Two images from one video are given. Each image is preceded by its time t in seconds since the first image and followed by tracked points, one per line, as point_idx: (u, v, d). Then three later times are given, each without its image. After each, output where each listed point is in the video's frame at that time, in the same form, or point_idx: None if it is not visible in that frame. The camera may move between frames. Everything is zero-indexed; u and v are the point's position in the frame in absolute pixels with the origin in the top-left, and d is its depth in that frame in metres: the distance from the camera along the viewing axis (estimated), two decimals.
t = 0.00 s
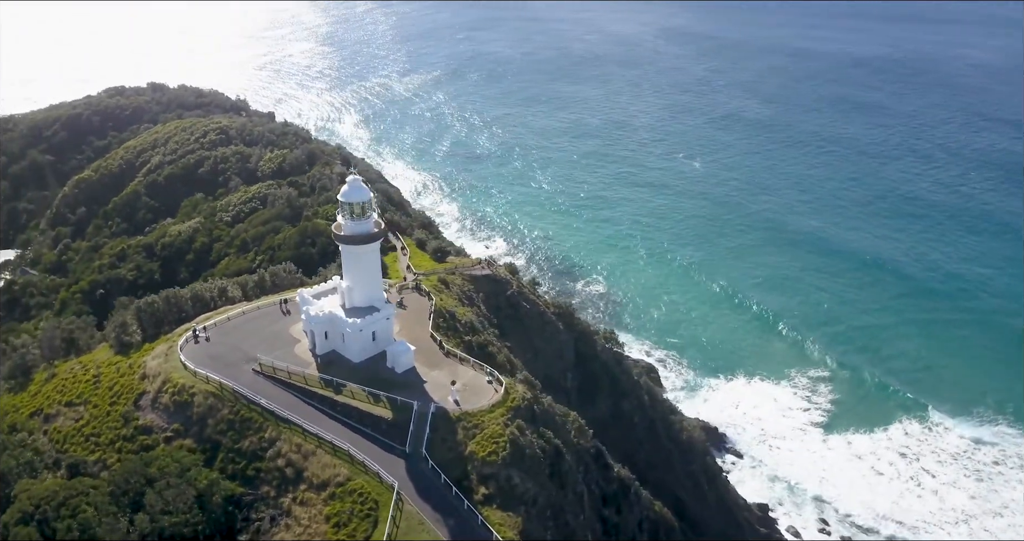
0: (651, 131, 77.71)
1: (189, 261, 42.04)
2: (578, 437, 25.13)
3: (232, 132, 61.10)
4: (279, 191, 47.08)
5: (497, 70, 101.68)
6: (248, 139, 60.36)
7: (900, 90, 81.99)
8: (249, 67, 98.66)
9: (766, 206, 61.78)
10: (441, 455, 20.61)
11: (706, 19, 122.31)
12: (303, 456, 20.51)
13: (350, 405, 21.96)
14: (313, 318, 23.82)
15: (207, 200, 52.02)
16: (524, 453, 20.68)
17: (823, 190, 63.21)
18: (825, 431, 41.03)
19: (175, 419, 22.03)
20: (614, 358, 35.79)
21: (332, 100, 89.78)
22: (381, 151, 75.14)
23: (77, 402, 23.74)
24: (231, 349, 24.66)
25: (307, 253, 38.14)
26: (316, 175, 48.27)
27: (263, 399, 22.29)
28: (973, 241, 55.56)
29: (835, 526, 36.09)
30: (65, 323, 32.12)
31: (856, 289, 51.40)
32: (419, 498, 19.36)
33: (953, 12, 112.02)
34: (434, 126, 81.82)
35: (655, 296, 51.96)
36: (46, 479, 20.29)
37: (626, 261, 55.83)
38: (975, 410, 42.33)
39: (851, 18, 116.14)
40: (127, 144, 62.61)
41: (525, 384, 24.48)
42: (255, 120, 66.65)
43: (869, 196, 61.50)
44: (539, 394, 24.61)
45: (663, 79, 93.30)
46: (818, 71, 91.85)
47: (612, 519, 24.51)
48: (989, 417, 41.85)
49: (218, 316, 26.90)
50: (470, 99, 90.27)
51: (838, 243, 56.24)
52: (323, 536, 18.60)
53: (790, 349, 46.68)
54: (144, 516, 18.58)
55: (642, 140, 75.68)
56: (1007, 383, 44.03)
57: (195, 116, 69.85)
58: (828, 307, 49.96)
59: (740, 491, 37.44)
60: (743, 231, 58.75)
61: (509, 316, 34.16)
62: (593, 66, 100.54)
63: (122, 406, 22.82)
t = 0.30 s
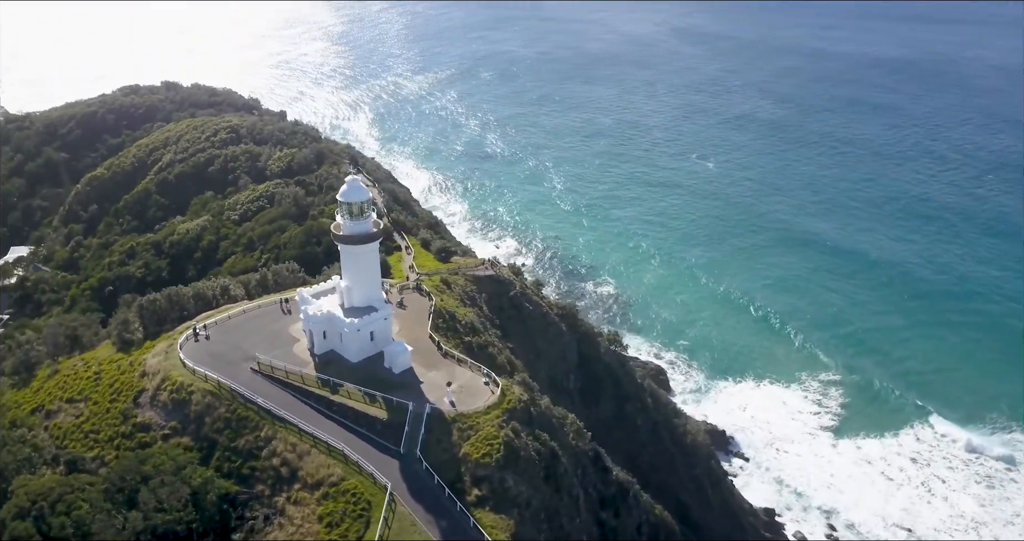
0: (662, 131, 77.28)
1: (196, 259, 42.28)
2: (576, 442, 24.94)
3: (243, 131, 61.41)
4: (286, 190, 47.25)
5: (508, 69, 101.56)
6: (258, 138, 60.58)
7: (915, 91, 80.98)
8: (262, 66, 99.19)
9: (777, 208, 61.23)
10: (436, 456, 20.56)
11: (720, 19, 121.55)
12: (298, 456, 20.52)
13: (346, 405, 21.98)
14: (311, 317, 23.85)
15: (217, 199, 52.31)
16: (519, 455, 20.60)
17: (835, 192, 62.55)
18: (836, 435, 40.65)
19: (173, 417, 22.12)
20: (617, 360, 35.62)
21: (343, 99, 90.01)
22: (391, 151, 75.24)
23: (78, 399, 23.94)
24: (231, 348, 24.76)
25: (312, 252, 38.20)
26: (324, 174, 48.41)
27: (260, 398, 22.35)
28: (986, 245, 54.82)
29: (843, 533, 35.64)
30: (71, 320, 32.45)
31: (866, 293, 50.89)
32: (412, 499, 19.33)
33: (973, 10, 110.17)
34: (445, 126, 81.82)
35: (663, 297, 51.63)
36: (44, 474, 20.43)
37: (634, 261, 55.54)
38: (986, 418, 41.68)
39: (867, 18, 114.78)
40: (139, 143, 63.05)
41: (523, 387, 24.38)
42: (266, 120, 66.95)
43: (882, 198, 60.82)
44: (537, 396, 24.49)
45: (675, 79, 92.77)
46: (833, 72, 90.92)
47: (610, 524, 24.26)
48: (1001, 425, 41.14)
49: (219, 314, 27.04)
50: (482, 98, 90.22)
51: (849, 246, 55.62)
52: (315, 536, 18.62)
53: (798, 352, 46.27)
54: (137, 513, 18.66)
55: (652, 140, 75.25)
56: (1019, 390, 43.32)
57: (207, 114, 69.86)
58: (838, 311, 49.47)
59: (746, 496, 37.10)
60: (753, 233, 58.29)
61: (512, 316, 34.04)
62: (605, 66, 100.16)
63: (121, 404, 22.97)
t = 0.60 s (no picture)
0: (675, 132, 76.77)
1: (206, 257, 42.60)
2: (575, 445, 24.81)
3: (255, 129, 61.79)
4: (296, 188, 47.44)
5: (523, 69, 101.40)
6: (270, 136, 60.83)
7: (934, 92, 79.79)
8: (278, 65, 99.74)
9: (791, 210, 60.54)
10: (430, 457, 20.53)
11: (737, 19, 120.58)
12: (294, 454, 20.59)
13: (343, 405, 22.01)
14: (310, 317, 23.94)
15: (228, 197, 52.69)
16: (513, 457, 20.51)
17: (850, 195, 61.77)
18: (848, 441, 40.20)
19: (172, 414, 22.28)
20: (621, 363, 35.41)
21: (357, 98, 90.25)
22: (403, 150, 75.35)
23: (80, 395, 24.20)
24: (231, 346, 24.91)
25: (319, 250, 38.34)
26: (333, 173, 48.49)
27: (258, 396, 22.45)
28: (1004, 251, 53.95)
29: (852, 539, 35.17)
30: (79, 315, 32.87)
31: (879, 298, 50.26)
32: (405, 500, 19.31)
33: (996, 10, 108.22)
34: (458, 125, 81.79)
35: (673, 299, 51.22)
36: (43, 469, 20.65)
37: (644, 263, 55.19)
38: (1000, 426, 41.00)
39: (887, 18, 113.26)
40: (154, 140, 63.59)
41: (521, 389, 24.31)
42: (279, 118, 67.24)
43: (898, 203, 60.04)
44: (535, 399, 24.39)
45: (690, 79, 92.15)
46: (851, 73, 89.77)
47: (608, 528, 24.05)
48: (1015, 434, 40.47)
49: (222, 312, 27.23)
50: (495, 97, 90.14)
51: (863, 249, 54.89)
52: (307, 535, 18.64)
53: (808, 357, 45.75)
54: (131, 509, 18.78)
55: (666, 141, 74.75)
56: None
57: (222, 112, 69.96)
58: (850, 315, 48.89)
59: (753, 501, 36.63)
60: (765, 235, 57.72)
61: (515, 317, 33.91)
62: (620, 66, 99.70)
63: (122, 400, 23.18)
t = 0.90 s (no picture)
0: (689, 132, 76.25)
1: (216, 254, 42.90)
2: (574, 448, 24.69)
3: (268, 128, 62.15)
4: (305, 187, 47.63)
5: (537, 68, 101.22)
6: (282, 135, 61.09)
7: (954, 93, 78.65)
8: (293, 64, 100.29)
9: (805, 212, 59.86)
10: (426, 457, 20.50)
11: (754, 19, 119.63)
12: (291, 453, 20.63)
13: (341, 404, 22.05)
14: (311, 315, 24.03)
15: (241, 195, 53.05)
16: (509, 460, 20.50)
17: (865, 197, 61.03)
18: (862, 446, 39.70)
19: (172, 411, 22.42)
20: (628, 365, 35.04)
21: (371, 96, 90.50)
22: (416, 149, 75.48)
23: (84, 390, 24.45)
24: (233, 344, 25.06)
25: (326, 249, 38.37)
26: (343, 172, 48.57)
27: (258, 394, 22.53)
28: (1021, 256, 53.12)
29: None
30: (87, 311, 33.17)
31: (892, 302, 49.67)
32: (400, 501, 19.27)
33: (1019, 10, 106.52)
34: (471, 125, 81.81)
35: (682, 301, 50.82)
36: (44, 463, 20.86)
37: (655, 263, 54.85)
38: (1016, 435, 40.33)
39: (908, 17, 111.82)
40: (169, 138, 64.09)
41: (520, 390, 24.27)
42: (292, 117, 67.53)
43: (914, 206, 59.30)
44: (534, 400, 24.33)
45: (705, 79, 91.54)
46: (869, 73, 88.59)
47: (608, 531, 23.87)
48: None
49: (225, 310, 27.40)
50: (509, 97, 90.02)
51: (878, 252, 54.21)
52: (301, 534, 18.67)
53: (819, 360, 45.22)
54: (128, 505, 18.92)
55: (679, 141, 74.27)
56: None
57: (237, 111, 69.97)
58: (862, 319, 48.31)
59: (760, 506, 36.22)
60: (778, 236, 57.16)
61: (520, 318, 33.83)
62: (635, 66, 99.26)
63: (124, 396, 23.38)
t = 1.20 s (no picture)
0: (703, 132, 75.65)
1: (226, 252, 43.15)
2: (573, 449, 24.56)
3: (281, 127, 62.44)
4: (315, 186, 47.79)
5: (551, 68, 100.93)
6: (294, 134, 61.32)
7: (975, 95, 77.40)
8: (309, 62, 100.76)
9: (819, 214, 59.11)
10: (421, 458, 20.48)
11: (772, 19, 118.53)
12: (288, 451, 20.68)
13: (339, 404, 22.11)
14: (312, 314, 24.11)
15: (252, 193, 53.34)
16: (504, 462, 20.50)
17: (881, 200, 60.21)
18: (876, 451, 39.19)
19: (172, 408, 22.58)
20: (633, 368, 34.71)
21: (386, 96, 90.69)
22: (428, 149, 75.52)
23: (88, 385, 24.69)
24: (234, 341, 25.21)
25: (333, 248, 38.45)
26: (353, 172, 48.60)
27: (257, 392, 22.60)
28: None
29: None
30: (96, 307, 33.48)
31: (906, 307, 48.99)
32: (394, 502, 19.24)
33: None
34: (484, 124, 81.71)
35: (693, 303, 50.36)
36: (45, 457, 21.07)
37: (665, 264, 54.47)
38: None
39: (930, 18, 110.16)
40: (184, 136, 64.53)
41: (519, 391, 24.21)
42: (306, 116, 67.71)
43: (930, 209, 58.49)
44: (532, 402, 24.27)
45: (721, 80, 90.81)
46: (887, 74, 87.45)
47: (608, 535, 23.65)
48: None
49: (229, 307, 27.57)
50: (523, 96, 89.84)
51: (892, 255, 53.49)
52: (295, 532, 18.71)
53: (831, 365, 44.63)
54: (124, 501, 19.07)
55: (693, 141, 73.72)
56: None
57: (252, 109, 70.16)
58: (875, 323, 47.68)
59: (769, 511, 35.73)
60: (791, 238, 56.56)
61: (524, 319, 33.70)
62: (650, 66, 98.69)
63: (126, 392, 23.59)
